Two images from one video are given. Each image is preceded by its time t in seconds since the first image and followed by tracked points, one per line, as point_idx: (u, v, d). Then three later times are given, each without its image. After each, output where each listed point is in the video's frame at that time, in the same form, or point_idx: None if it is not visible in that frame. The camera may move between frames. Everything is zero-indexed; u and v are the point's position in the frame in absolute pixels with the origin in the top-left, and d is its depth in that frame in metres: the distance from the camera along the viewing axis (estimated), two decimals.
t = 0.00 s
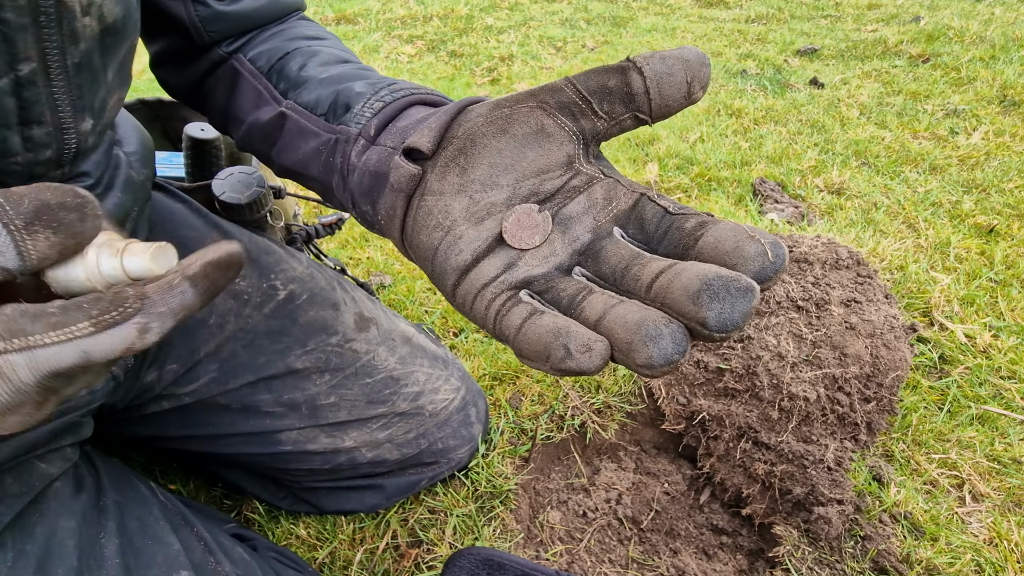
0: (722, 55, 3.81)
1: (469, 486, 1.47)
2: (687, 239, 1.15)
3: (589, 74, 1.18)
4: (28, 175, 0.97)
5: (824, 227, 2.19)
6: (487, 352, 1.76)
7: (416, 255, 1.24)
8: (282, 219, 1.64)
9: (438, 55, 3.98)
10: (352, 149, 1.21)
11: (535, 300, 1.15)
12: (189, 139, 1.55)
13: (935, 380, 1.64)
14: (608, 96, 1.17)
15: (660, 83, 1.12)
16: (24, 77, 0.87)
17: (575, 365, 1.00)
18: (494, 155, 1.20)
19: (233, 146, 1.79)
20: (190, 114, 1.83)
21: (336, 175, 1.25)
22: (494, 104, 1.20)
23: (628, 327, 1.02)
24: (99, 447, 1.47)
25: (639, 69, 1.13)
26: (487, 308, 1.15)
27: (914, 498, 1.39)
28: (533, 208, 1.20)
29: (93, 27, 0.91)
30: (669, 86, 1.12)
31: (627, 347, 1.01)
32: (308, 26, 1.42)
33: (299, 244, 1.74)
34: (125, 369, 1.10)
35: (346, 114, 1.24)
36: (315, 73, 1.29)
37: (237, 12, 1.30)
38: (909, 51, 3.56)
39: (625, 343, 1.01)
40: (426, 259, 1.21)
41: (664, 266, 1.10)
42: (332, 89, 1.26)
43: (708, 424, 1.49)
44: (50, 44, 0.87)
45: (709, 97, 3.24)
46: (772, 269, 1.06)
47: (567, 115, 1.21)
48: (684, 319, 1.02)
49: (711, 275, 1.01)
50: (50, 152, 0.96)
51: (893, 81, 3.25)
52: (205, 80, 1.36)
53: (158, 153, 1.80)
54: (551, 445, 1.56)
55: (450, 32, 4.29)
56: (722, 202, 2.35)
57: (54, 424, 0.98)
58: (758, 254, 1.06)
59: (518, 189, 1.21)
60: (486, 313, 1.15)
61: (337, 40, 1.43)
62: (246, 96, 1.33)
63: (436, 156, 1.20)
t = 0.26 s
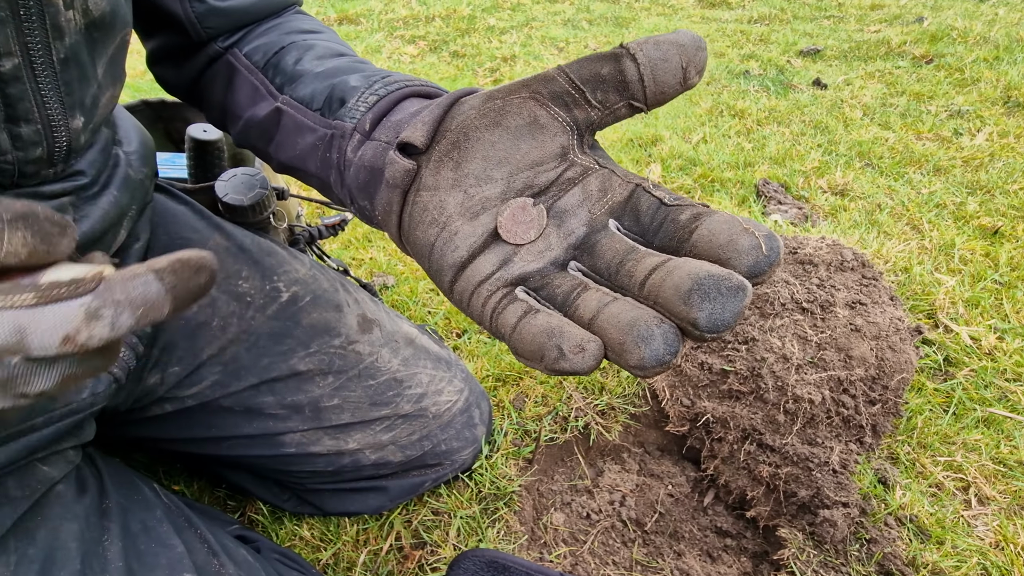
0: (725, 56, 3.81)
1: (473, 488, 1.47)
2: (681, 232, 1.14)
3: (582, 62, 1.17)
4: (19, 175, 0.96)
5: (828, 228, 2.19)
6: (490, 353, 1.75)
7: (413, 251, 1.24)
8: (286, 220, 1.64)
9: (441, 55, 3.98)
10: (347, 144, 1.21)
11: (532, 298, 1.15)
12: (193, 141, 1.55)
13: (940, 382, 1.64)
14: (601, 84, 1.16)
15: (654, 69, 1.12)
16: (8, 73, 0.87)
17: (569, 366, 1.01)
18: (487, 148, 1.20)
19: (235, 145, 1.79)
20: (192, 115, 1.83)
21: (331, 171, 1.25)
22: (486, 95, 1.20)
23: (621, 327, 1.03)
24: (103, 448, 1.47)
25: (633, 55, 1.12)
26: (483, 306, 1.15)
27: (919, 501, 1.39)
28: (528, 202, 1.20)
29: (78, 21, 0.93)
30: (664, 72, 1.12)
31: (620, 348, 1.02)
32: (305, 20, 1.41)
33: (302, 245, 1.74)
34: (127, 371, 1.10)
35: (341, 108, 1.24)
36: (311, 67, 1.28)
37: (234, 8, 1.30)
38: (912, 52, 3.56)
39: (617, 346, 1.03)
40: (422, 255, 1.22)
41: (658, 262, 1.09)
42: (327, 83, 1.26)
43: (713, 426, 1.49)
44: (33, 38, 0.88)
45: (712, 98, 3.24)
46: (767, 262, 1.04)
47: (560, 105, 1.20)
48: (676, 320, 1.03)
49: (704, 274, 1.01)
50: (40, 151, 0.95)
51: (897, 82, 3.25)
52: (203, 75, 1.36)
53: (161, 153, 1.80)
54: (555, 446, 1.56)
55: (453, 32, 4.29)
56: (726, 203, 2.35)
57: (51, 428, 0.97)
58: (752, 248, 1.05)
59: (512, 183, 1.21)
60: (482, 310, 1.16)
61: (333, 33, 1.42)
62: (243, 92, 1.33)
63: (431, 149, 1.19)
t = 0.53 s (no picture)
0: (726, 56, 3.81)
1: (474, 486, 1.47)
2: (686, 220, 1.14)
3: (583, 45, 1.17)
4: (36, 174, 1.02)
5: (829, 228, 2.19)
6: (492, 351, 1.75)
7: (417, 243, 1.25)
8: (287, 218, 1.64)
9: (442, 55, 3.98)
10: (346, 135, 1.21)
11: (536, 288, 1.14)
12: (195, 143, 1.56)
13: (941, 382, 1.64)
14: (602, 68, 1.16)
15: (656, 52, 1.11)
16: (27, 76, 0.93)
17: (575, 358, 1.01)
18: (488, 136, 1.20)
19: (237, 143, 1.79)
20: (195, 113, 1.83)
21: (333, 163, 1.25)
22: (485, 81, 1.20)
23: (628, 319, 1.02)
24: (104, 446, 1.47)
25: (635, 38, 1.12)
26: (488, 297, 1.15)
27: (920, 500, 1.39)
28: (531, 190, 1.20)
29: (91, 23, 0.99)
30: (666, 55, 1.11)
31: (627, 339, 1.02)
32: (304, 14, 1.42)
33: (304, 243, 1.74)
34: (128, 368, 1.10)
35: (339, 99, 1.24)
36: (309, 60, 1.29)
37: (238, 6, 1.31)
38: (914, 52, 3.55)
39: (625, 337, 1.02)
40: (426, 248, 1.23)
41: (663, 252, 1.09)
42: (325, 75, 1.26)
43: (713, 425, 1.49)
44: (51, 43, 0.94)
45: (714, 98, 3.24)
46: (771, 252, 1.05)
47: (561, 91, 1.20)
48: (682, 310, 1.03)
49: (710, 264, 1.01)
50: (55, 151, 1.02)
51: (898, 82, 3.25)
52: (204, 72, 1.37)
53: (163, 151, 1.80)
54: (556, 445, 1.56)
55: (454, 32, 4.29)
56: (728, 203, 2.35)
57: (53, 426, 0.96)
58: (756, 238, 1.05)
59: (514, 171, 1.22)
60: (488, 301, 1.15)
61: (332, 26, 1.43)
62: (242, 86, 1.33)
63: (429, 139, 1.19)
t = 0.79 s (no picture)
0: (727, 55, 3.80)
1: (473, 486, 1.47)
2: (685, 245, 1.14)
3: (588, 63, 1.17)
4: (50, 176, 1.01)
5: (830, 228, 2.19)
6: (491, 351, 1.75)
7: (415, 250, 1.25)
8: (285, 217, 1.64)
9: (442, 54, 3.98)
10: (341, 135, 1.21)
11: (537, 304, 1.17)
12: (195, 142, 1.56)
13: (941, 383, 1.64)
14: (607, 87, 1.16)
15: (662, 75, 1.12)
16: (48, 79, 0.92)
17: (579, 377, 1.03)
18: (490, 147, 1.18)
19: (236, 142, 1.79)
20: (195, 112, 1.83)
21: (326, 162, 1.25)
22: (488, 91, 1.19)
23: (631, 340, 1.04)
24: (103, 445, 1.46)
25: (640, 60, 1.12)
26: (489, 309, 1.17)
27: (919, 501, 1.38)
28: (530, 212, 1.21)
29: (106, 24, 1.00)
30: (670, 78, 1.13)
31: (630, 361, 1.04)
32: (304, 11, 1.42)
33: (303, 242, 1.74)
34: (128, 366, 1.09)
35: (335, 99, 1.23)
36: (306, 58, 1.29)
37: None
38: (915, 52, 3.55)
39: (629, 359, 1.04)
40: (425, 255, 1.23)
41: (666, 275, 1.09)
42: (321, 74, 1.26)
43: (712, 425, 1.49)
44: (69, 45, 0.94)
45: (714, 97, 3.24)
46: (768, 283, 1.07)
47: (565, 107, 1.18)
48: (683, 336, 1.04)
49: (712, 293, 1.02)
50: (70, 154, 1.01)
51: (899, 82, 3.24)
52: (202, 66, 1.37)
53: (163, 150, 1.80)
54: (555, 445, 1.56)
55: (454, 31, 4.29)
56: (728, 202, 2.34)
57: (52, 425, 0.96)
58: (756, 268, 1.07)
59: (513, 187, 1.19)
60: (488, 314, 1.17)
61: (331, 24, 1.42)
62: (239, 82, 1.34)
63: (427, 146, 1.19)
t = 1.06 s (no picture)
0: (728, 56, 3.80)
1: (472, 487, 1.47)
2: (678, 268, 1.14)
3: (585, 85, 1.17)
4: (51, 184, 1.01)
5: (829, 229, 2.19)
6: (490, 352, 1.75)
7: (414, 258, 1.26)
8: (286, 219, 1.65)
9: (442, 54, 3.98)
10: (342, 149, 1.22)
11: (533, 325, 1.17)
12: (195, 143, 1.57)
13: (940, 384, 1.64)
14: (605, 109, 1.16)
15: (659, 98, 1.13)
16: (53, 91, 0.93)
17: (570, 401, 1.03)
18: (488, 167, 1.18)
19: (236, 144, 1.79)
20: (195, 113, 1.83)
21: (329, 174, 1.26)
22: (487, 110, 1.19)
23: (622, 366, 1.04)
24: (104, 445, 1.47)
25: (637, 83, 1.12)
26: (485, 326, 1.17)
27: (919, 502, 1.39)
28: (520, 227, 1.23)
29: (111, 36, 0.99)
30: (668, 101, 1.13)
31: (621, 387, 1.03)
32: (308, 21, 1.42)
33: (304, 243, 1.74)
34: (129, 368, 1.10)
35: (337, 112, 1.23)
36: (310, 69, 1.29)
37: (238, 11, 1.31)
38: (916, 52, 3.54)
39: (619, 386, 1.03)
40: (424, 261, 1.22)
41: (658, 301, 1.09)
42: (324, 86, 1.26)
43: (712, 426, 1.49)
44: (74, 58, 0.94)
45: (714, 98, 3.24)
46: (757, 310, 1.05)
47: (563, 127, 1.19)
48: (674, 363, 1.03)
49: (703, 322, 1.01)
50: (72, 162, 1.02)
51: (900, 82, 3.24)
52: (205, 74, 1.37)
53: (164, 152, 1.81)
54: (554, 446, 1.56)
55: (454, 31, 4.29)
56: (728, 203, 2.34)
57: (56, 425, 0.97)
58: (747, 295, 1.06)
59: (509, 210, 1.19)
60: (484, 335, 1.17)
61: (335, 35, 1.42)
62: (243, 92, 1.34)
63: (425, 163, 1.19)
